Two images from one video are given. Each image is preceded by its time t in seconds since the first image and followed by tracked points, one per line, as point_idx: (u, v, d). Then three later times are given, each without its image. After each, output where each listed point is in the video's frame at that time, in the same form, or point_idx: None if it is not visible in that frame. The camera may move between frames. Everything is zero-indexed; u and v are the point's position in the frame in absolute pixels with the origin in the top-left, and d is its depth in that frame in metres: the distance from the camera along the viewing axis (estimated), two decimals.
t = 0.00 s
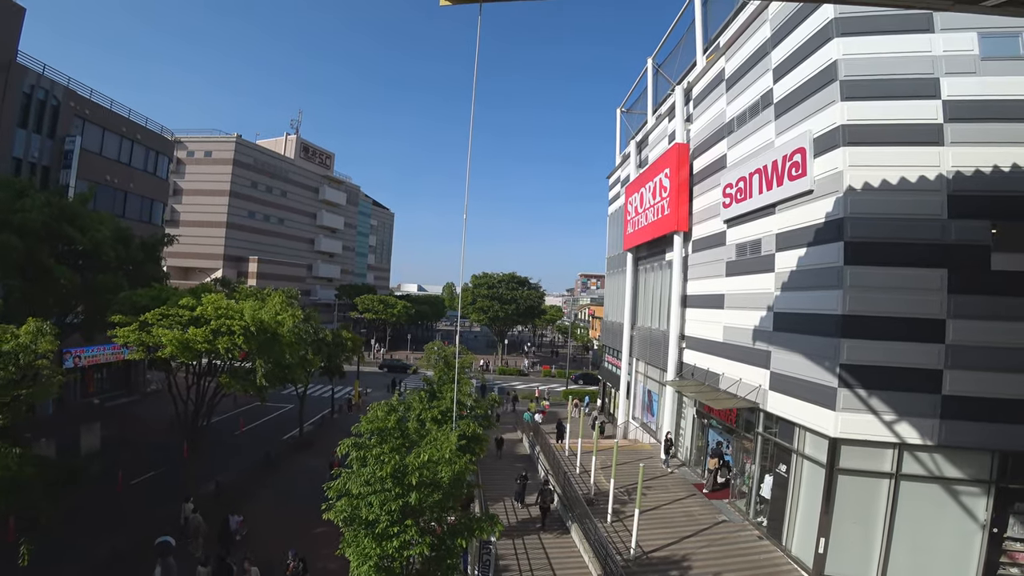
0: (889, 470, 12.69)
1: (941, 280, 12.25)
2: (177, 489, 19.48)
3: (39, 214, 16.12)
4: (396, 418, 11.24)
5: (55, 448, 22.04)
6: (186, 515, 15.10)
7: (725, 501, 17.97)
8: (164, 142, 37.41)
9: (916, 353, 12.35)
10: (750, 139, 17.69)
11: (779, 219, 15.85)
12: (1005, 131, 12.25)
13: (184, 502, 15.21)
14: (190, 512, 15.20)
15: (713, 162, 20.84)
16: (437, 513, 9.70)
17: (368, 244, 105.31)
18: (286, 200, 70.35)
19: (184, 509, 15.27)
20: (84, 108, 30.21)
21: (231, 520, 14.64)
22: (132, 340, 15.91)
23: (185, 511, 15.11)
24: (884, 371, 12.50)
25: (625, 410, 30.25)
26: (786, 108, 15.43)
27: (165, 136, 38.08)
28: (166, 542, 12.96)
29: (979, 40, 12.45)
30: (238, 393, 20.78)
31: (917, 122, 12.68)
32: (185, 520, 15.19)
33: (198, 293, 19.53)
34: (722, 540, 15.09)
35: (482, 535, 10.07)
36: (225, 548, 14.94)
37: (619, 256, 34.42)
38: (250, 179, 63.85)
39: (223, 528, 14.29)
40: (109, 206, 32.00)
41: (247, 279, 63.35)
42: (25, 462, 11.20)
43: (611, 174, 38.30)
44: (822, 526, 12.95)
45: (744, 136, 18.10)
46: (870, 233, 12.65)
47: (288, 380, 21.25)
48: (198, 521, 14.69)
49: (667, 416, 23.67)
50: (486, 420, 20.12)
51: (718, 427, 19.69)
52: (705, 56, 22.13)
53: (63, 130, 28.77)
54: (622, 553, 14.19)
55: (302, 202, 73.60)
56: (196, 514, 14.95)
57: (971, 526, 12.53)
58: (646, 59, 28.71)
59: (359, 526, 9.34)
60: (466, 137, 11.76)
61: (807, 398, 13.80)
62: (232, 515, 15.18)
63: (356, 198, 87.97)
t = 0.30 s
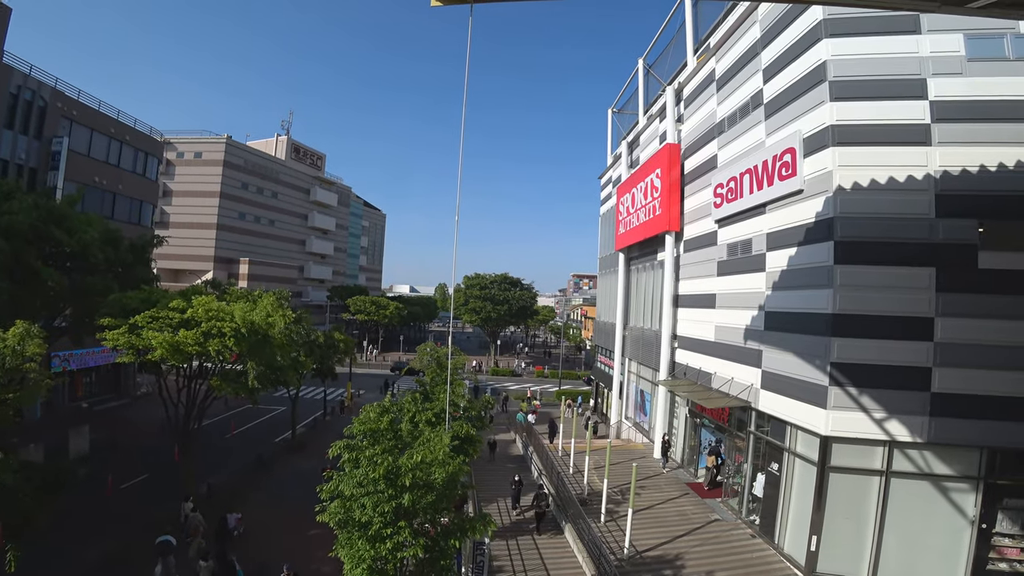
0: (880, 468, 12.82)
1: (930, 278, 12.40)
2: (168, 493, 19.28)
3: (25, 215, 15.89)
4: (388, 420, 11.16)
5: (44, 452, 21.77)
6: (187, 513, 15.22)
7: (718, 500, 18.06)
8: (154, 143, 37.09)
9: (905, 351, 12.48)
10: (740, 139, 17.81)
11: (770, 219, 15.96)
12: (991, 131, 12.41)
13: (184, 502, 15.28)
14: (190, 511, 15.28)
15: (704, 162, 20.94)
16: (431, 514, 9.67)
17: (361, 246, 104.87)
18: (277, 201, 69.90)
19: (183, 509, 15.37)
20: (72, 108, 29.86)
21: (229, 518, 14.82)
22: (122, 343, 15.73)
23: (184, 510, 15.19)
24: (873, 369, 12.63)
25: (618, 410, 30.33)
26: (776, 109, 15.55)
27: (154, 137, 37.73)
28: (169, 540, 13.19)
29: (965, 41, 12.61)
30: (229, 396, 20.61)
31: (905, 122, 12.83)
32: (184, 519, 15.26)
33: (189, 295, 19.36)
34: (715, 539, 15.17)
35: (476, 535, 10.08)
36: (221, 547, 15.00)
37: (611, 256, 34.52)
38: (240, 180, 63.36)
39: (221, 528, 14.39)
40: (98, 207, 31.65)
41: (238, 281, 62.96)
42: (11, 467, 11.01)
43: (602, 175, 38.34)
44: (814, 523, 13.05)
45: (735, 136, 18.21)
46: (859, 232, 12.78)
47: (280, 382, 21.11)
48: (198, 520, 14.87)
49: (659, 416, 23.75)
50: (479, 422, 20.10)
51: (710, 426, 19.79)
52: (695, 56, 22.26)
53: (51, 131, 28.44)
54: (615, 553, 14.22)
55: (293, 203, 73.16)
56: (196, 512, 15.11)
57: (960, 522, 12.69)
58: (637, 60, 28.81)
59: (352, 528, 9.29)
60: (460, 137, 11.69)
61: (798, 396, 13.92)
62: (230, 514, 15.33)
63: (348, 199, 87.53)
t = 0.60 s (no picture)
0: (877, 464, 12.88)
1: (924, 275, 12.47)
2: (165, 498, 19.19)
3: (19, 220, 15.77)
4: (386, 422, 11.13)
5: (39, 459, 21.63)
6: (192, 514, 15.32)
7: (717, 498, 18.10)
8: (147, 146, 36.94)
9: (900, 347, 12.56)
10: (734, 138, 17.88)
11: (764, 217, 16.02)
12: (982, 128, 12.51)
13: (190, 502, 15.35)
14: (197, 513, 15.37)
15: (699, 161, 21.00)
16: (430, 516, 9.64)
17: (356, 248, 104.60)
18: (272, 204, 69.66)
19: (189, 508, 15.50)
20: (65, 113, 29.73)
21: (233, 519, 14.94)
22: (117, 347, 15.64)
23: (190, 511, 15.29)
24: (870, 366, 12.69)
25: (615, 410, 30.36)
26: (770, 108, 15.62)
27: (148, 140, 37.55)
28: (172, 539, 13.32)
29: (956, 40, 12.71)
30: (225, 401, 20.53)
31: (898, 120, 12.90)
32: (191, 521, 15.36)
33: (184, 299, 19.27)
34: (714, 537, 15.20)
35: (475, 536, 10.08)
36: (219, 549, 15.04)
37: (607, 256, 34.56)
38: (235, 183, 63.16)
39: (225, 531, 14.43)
40: (91, 212, 31.49)
41: (234, 284, 62.80)
42: (6, 474, 10.91)
43: (597, 175, 38.37)
44: (812, 520, 13.10)
45: (729, 136, 18.27)
46: (854, 230, 12.84)
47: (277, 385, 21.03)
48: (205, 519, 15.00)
49: (657, 416, 23.77)
50: (477, 423, 20.08)
51: (708, 425, 19.84)
52: (689, 56, 22.33)
53: (43, 135, 28.28)
54: (615, 552, 14.22)
55: (288, 206, 72.93)
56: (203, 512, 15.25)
57: (958, 517, 12.75)
58: (631, 61, 28.87)
59: (351, 531, 9.26)
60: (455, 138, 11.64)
61: (795, 394, 13.97)
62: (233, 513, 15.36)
63: (343, 201, 87.34)
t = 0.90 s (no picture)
0: (877, 463, 12.88)
1: (923, 274, 12.49)
2: (164, 501, 19.15)
3: (17, 222, 15.74)
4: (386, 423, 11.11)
5: (38, 462, 21.59)
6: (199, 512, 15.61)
7: (717, 498, 18.10)
8: (145, 149, 36.91)
9: (899, 346, 12.57)
10: (732, 138, 17.91)
11: (763, 217, 16.04)
12: (979, 127, 12.54)
13: (198, 500, 15.72)
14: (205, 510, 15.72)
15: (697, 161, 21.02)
16: (430, 518, 9.64)
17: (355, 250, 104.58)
18: (270, 206, 69.60)
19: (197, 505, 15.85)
20: (62, 115, 29.69)
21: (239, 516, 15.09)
22: (116, 350, 15.62)
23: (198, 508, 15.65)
24: (869, 365, 12.71)
25: (615, 410, 30.37)
26: (767, 107, 15.65)
27: (145, 142, 37.51)
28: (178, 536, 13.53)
29: (953, 38, 12.74)
30: (224, 403, 20.50)
31: (895, 119, 12.93)
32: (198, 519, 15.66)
33: (182, 302, 19.25)
34: (714, 537, 15.20)
35: (475, 537, 10.09)
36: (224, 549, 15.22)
37: (606, 256, 34.59)
38: (233, 186, 63.13)
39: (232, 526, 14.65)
40: (89, 215, 31.46)
41: (232, 287, 62.79)
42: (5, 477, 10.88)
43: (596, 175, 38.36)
44: (812, 519, 13.10)
45: (727, 135, 18.29)
46: (852, 229, 12.85)
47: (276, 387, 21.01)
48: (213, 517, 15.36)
49: (656, 416, 23.77)
50: (476, 424, 20.07)
51: (708, 424, 19.83)
52: (686, 56, 22.36)
53: (41, 138, 28.25)
54: (615, 552, 14.22)
55: (286, 208, 72.87)
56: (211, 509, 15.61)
57: (958, 515, 12.76)
58: (629, 61, 28.87)
59: (351, 533, 9.25)
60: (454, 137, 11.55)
61: (794, 393, 13.97)
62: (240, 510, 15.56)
63: (341, 203, 87.28)
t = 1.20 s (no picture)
0: (877, 461, 12.89)
1: (921, 272, 12.51)
2: (164, 503, 19.14)
3: (16, 225, 15.71)
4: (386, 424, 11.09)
5: (38, 465, 21.58)
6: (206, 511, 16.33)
7: (717, 497, 18.11)
8: (143, 151, 36.88)
9: (898, 344, 12.60)
10: (731, 137, 17.91)
11: (761, 216, 16.05)
12: (976, 125, 12.57)
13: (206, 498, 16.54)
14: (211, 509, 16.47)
15: (696, 161, 21.03)
16: (430, 519, 9.65)
17: (354, 251, 104.55)
18: (269, 207, 69.52)
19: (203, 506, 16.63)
20: (60, 118, 29.66)
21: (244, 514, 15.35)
22: (115, 353, 15.63)
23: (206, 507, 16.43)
24: (868, 363, 12.72)
25: (615, 410, 30.36)
26: (765, 107, 15.66)
27: (144, 145, 37.47)
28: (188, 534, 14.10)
29: (950, 37, 12.77)
30: (224, 406, 20.49)
31: (893, 117, 12.95)
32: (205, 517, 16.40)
33: (181, 304, 19.21)
34: (714, 536, 15.20)
35: (476, 539, 10.10)
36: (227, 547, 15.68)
37: (605, 256, 34.59)
38: (231, 187, 63.06)
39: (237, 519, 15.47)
40: (88, 217, 31.41)
41: (231, 288, 62.73)
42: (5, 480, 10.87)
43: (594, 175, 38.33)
44: (812, 518, 13.10)
45: (725, 135, 18.30)
46: (851, 227, 12.86)
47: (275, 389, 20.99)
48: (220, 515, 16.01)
49: (656, 416, 23.75)
50: (476, 424, 20.06)
51: (708, 424, 19.82)
52: (685, 56, 22.36)
53: (39, 141, 28.20)
54: (616, 552, 14.23)
55: (285, 209, 72.83)
56: (218, 509, 16.30)
57: (958, 512, 12.77)
58: (627, 60, 28.87)
59: (351, 534, 9.25)
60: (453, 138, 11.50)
61: (794, 392, 13.97)
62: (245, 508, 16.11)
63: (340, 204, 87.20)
